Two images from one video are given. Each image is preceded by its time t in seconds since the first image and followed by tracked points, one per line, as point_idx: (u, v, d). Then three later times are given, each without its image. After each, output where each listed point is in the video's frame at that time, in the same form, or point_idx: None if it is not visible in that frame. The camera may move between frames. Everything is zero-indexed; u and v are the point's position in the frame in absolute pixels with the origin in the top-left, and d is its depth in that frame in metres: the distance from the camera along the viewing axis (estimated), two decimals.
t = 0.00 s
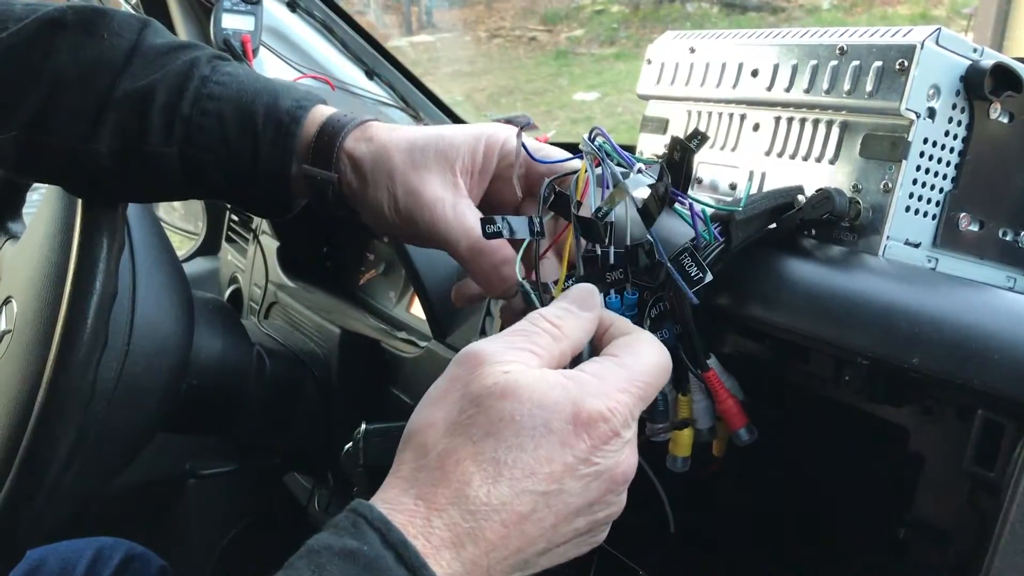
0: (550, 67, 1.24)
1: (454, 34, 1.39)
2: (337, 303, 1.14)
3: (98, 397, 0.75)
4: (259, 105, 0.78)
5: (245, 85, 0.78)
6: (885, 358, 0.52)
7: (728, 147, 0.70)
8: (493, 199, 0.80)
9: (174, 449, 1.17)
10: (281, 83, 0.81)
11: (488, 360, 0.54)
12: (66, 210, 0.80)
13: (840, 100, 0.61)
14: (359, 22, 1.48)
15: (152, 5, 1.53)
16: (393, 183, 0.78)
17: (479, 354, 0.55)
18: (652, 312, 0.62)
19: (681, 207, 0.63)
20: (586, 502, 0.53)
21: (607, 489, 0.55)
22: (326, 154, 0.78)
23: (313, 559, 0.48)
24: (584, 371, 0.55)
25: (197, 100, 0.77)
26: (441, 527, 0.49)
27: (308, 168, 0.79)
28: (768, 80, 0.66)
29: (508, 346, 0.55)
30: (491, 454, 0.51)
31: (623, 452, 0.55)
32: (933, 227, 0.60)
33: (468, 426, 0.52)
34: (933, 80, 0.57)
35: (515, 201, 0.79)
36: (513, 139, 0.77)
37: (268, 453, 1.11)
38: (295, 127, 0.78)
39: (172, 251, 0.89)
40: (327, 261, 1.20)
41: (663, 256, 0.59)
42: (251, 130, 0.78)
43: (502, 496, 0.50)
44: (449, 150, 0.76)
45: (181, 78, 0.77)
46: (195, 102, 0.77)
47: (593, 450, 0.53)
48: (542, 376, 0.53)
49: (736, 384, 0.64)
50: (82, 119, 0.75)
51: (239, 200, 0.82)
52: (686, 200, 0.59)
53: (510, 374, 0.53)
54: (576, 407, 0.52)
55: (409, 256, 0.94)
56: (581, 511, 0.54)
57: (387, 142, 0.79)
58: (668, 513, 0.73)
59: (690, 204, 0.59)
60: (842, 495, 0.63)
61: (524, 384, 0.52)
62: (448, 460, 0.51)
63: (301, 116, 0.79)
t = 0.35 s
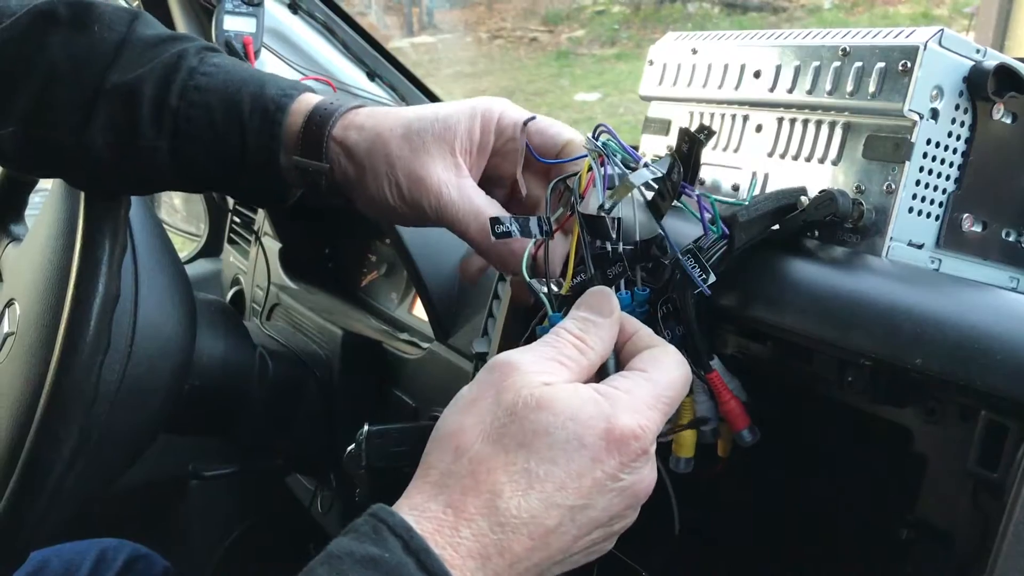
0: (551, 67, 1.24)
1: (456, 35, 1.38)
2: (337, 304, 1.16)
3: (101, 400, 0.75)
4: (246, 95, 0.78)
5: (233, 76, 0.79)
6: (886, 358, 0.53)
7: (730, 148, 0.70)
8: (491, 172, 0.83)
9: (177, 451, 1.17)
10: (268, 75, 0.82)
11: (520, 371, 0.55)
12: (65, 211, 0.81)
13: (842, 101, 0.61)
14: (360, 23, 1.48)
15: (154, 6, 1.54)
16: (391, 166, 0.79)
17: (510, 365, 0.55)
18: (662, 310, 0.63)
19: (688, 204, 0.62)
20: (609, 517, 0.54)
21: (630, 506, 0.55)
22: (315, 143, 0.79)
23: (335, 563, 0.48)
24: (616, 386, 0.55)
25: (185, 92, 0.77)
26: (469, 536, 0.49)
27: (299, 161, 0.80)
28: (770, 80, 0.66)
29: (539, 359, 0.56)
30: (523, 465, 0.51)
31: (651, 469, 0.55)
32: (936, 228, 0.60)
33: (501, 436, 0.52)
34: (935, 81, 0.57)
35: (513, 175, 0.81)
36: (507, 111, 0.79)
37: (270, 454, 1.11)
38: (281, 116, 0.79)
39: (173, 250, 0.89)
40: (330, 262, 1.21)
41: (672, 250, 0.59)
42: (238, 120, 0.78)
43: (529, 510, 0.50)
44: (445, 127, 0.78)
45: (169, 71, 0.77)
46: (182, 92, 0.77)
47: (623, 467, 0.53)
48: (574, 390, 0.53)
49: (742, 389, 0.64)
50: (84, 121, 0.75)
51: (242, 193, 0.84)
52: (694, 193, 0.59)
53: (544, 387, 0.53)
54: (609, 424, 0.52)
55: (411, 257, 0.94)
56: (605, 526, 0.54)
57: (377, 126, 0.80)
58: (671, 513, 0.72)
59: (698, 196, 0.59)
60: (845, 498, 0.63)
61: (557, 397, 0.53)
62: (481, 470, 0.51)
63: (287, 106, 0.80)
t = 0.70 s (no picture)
0: (551, 68, 1.24)
1: (456, 36, 1.38)
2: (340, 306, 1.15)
3: (100, 402, 0.75)
4: (239, 113, 0.79)
5: (226, 93, 0.79)
6: (885, 359, 0.52)
7: (729, 148, 0.69)
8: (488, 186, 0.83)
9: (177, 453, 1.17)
10: (262, 92, 0.83)
11: (494, 382, 0.55)
12: (65, 214, 0.81)
13: (841, 102, 0.61)
14: (360, 24, 1.48)
15: (154, 9, 1.54)
16: (388, 181, 0.78)
17: (485, 378, 0.55)
18: (653, 316, 0.61)
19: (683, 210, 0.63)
20: (583, 526, 0.54)
21: (606, 514, 0.55)
22: (310, 158, 0.79)
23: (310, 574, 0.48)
24: (589, 396, 0.55)
25: (178, 108, 0.78)
26: (443, 547, 0.49)
27: (294, 177, 0.80)
28: (769, 81, 0.66)
29: (513, 371, 0.56)
30: (495, 476, 0.51)
31: (624, 478, 0.55)
32: (936, 228, 0.60)
33: (474, 447, 0.52)
34: (934, 82, 0.57)
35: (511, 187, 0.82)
36: (503, 123, 0.79)
37: (270, 456, 1.11)
38: (274, 135, 0.80)
39: (173, 254, 0.89)
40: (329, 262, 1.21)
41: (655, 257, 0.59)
42: (230, 138, 0.79)
43: (502, 521, 0.50)
44: (441, 141, 0.77)
45: (163, 86, 0.77)
46: (175, 110, 0.78)
47: (596, 477, 0.53)
48: (548, 401, 0.53)
49: (740, 387, 0.64)
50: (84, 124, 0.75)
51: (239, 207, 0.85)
52: (688, 202, 0.60)
53: (518, 397, 0.53)
54: (582, 434, 0.52)
55: (411, 259, 0.94)
56: (580, 534, 0.54)
57: (373, 140, 0.80)
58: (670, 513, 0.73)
59: (692, 207, 0.60)
60: (845, 499, 0.63)
61: (532, 407, 0.52)
62: (454, 481, 0.51)
63: (281, 123, 0.81)
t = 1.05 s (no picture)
0: (552, 68, 1.25)
1: (456, 36, 1.39)
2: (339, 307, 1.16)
3: (99, 403, 0.75)
4: (241, 131, 0.79)
5: (228, 110, 0.80)
6: (884, 362, 0.52)
7: (728, 150, 0.69)
8: (489, 212, 0.83)
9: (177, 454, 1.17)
10: (264, 109, 0.83)
11: (458, 400, 0.56)
12: (66, 215, 0.81)
13: (840, 105, 0.61)
14: (361, 26, 1.47)
15: (155, 10, 1.55)
16: (389, 197, 0.78)
17: (449, 398, 0.57)
18: (649, 317, 0.60)
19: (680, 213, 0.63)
20: (564, 532, 0.54)
21: (587, 521, 0.55)
22: (310, 176, 0.80)
23: None
24: (558, 405, 0.55)
25: (179, 124, 0.78)
26: (419, 560, 0.50)
27: (293, 192, 0.80)
28: (768, 83, 0.66)
29: (477, 389, 0.57)
30: (465, 486, 0.52)
31: (602, 485, 0.55)
32: (934, 231, 0.60)
33: (443, 460, 0.53)
34: (933, 84, 0.57)
35: (514, 214, 0.82)
36: (507, 150, 0.80)
37: (270, 456, 1.11)
38: (275, 153, 0.80)
39: (173, 257, 0.89)
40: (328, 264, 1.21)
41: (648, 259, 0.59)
42: (232, 156, 0.79)
43: (474, 531, 0.51)
44: (444, 162, 0.78)
45: (165, 102, 0.78)
46: (176, 127, 0.78)
47: (570, 484, 0.53)
48: (513, 412, 0.54)
49: (739, 390, 0.64)
50: (83, 124, 0.75)
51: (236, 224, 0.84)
52: (684, 206, 0.60)
53: (485, 412, 0.54)
54: (550, 441, 0.53)
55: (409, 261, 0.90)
56: (560, 542, 0.54)
57: (375, 157, 0.80)
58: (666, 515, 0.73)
59: (688, 210, 0.60)
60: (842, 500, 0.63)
61: (497, 419, 0.53)
62: (425, 494, 0.52)
63: (282, 142, 0.81)
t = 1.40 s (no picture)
0: (552, 68, 1.25)
1: (456, 36, 1.39)
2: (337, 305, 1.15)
3: (98, 402, 0.75)
4: (246, 140, 0.79)
5: (234, 118, 0.80)
6: (885, 363, 0.52)
7: (729, 150, 0.69)
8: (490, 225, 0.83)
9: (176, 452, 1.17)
10: (270, 117, 0.82)
11: (467, 393, 0.56)
12: (66, 214, 0.80)
13: (841, 105, 0.61)
14: (361, 25, 1.47)
15: (155, 8, 1.54)
16: (390, 197, 0.78)
17: (457, 389, 0.56)
18: (650, 316, 0.60)
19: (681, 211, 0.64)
20: (565, 530, 0.54)
21: (588, 519, 0.55)
22: (314, 180, 0.80)
23: None
24: (564, 402, 0.55)
25: (184, 132, 0.78)
26: (420, 549, 0.49)
27: (295, 195, 0.80)
28: (769, 83, 0.66)
29: (484, 384, 0.57)
30: (469, 478, 0.51)
31: (604, 483, 0.55)
32: (935, 231, 0.60)
33: (448, 450, 0.53)
34: (934, 84, 0.57)
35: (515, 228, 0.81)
36: (510, 163, 0.80)
37: (269, 455, 1.11)
38: (282, 162, 0.80)
39: (174, 256, 0.90)
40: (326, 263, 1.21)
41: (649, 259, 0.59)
42: (236, 163, 0.79)
43: (477, 523, 0.50)
44: (446, 167, 0.78)
45: (170, 108, 0.78)
46: (181, 132, 0.78)
47: (573, 480, 0.53)
48: (520, 407, 0.54)
49: (738, 389, 0.64)
50: (83, 122, 0.75)
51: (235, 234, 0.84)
52: (685, 201, 0.60)
53: (493, 406, 0.54)
54: (556, 437, 0.52)
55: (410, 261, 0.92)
56: (561, 539, 0.54)
57: (381, 163, 0.80)
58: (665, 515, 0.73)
59: (689, 206, 0.60)
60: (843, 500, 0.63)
61: (504, 413, 0.53)
62: (429, 483, 0.52)
63: (287, 151, 0.81)
